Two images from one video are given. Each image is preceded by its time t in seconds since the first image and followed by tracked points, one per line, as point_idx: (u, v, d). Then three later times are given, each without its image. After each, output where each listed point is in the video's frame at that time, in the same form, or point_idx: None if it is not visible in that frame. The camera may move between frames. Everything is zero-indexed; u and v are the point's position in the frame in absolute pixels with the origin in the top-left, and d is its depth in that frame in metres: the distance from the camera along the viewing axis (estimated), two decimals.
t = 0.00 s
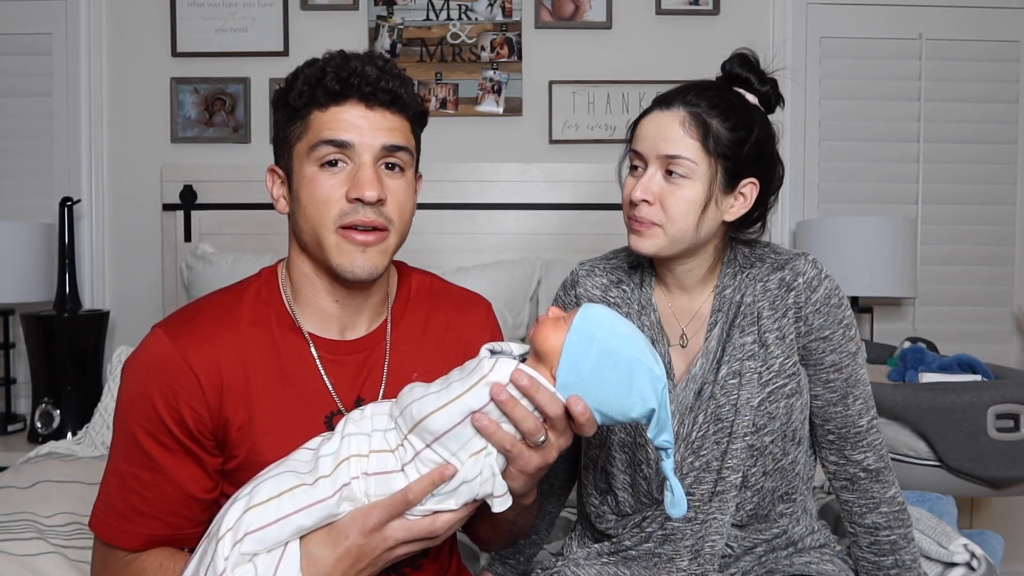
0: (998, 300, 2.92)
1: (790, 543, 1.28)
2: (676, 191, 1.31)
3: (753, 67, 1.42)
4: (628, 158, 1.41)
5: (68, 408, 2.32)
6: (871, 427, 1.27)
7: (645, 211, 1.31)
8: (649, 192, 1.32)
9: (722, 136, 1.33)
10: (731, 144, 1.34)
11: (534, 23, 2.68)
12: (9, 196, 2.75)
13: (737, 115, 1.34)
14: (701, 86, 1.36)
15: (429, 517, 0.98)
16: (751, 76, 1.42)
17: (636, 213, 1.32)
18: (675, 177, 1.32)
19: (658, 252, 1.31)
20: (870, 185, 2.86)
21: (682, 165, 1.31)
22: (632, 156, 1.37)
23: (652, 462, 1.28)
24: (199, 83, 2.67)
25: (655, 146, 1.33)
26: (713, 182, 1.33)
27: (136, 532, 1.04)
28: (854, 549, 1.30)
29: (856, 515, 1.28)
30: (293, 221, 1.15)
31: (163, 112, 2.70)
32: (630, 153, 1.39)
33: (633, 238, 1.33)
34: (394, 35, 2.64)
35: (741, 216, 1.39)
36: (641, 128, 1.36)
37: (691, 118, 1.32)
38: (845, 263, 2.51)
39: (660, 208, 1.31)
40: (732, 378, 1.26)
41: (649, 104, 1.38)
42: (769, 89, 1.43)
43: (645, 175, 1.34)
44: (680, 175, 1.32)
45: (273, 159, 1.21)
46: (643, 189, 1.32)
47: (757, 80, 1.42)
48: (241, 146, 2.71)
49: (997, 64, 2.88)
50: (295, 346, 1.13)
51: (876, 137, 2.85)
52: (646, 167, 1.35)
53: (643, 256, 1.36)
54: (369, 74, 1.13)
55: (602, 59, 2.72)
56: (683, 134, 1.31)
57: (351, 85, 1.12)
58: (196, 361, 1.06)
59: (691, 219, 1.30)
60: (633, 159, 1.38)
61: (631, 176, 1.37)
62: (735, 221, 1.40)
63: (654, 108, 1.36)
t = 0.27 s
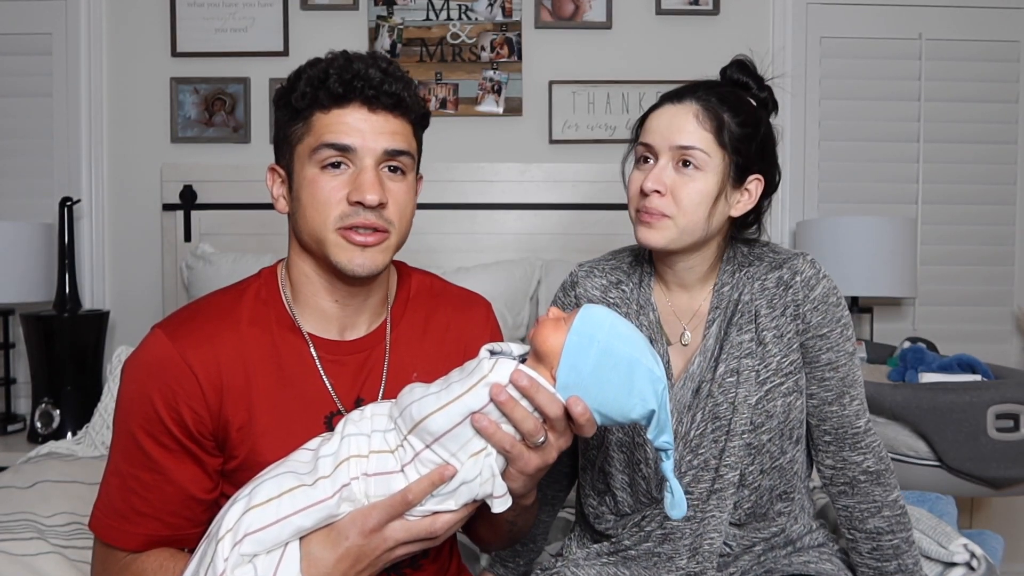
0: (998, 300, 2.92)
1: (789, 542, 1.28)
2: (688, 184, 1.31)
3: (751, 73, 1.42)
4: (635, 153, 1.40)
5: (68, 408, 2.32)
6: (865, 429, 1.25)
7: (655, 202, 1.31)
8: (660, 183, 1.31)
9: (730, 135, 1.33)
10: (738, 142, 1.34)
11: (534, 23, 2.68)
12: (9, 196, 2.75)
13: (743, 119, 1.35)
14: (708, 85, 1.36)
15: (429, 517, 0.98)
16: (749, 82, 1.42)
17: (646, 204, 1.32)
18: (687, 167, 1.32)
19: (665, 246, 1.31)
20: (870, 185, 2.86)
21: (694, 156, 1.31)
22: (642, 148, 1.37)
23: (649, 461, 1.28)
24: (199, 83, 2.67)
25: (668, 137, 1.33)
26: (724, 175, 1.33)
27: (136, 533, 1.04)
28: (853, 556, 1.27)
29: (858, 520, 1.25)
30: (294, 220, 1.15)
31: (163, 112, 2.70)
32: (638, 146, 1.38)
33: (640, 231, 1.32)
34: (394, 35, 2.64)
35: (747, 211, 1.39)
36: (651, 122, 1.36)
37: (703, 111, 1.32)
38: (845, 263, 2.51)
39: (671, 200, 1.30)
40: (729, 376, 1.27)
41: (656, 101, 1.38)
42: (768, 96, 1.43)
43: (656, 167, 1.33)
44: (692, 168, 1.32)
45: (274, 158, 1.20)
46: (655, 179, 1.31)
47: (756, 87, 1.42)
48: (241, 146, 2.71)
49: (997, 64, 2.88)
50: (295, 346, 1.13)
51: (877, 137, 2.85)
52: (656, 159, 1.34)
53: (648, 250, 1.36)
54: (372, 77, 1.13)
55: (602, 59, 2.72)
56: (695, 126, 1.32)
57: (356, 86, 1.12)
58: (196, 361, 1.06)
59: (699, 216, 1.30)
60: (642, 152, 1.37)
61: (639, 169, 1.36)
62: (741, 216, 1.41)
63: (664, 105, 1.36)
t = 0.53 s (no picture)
0: (998, 300, 2.92)
1: (788, 541, 1.28)
2: (699, 187, 1.30)
3: (744, 69, 1.42)
4: (637, 154, 1.39)
5: (68, 408, 2.33)
6: (870, 427, 1.25)
7: (666, 206, 1.30)
8: (671, 186, 1.30)
9: (735, 136, 1.33)
10: (742, 143, 1.34)
11: (534, 23, 2.68)
12: (9, 195, 2.75)
13: (748, 119, 1.34)
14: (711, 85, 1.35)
15: (429, 519, 0.98)
16: (742, 78, 1.42)
17: (656, 208, 1.31)
18: (698, 170, 1.32)
19: (674, 249, 1.31)
20: (870, 185, 2.86)
21: (704, 159, 1.31)
22: (647, 151, 1.35)
23: (648, 461, 1.28)
24: (199, 83, 2.67)
25: (677, 141, 1.31)
26: (733, 176, 1.33)
27: (136, 533, 1.04)
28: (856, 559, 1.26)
29: (860, 521, 1.24)
30: (296, 220, 1.15)
31: (163, 112, 2.70)
32: (641, 148, 1.37)
33: (650, 235, 1.32)
34: (394, 35, 2.64)
35: (749, 211, 1.40)
36: (655, 124, 1.35)
37: (713, 114, 1.32)
38: (845, 263, 2.51)
39: (682, 203, 1.30)
40: (728, 375, 1.27)
41: (658, 100, 1.37)
42: (761, 92, 1.43)
43: (666, 169, 1.32)
44: (702, 171, 1.32)
45: (276, 157, 1.20)
46: (665, 183, 1.30)
47: (750, 85, 1.42)
48: (241, 146, 2.71)
49: (997, 64, 2.88)
50: (295, 347, 1.13)
51: (877, 137, 2.85)
52: (665, 162, 1.33)
53: (653, 252, 1.35)
54: (377, 76, 1.13)
55: (602, 59, 2.72)
56: (704, 128, 1.31)
57: (362, 85, 1.12)
58: (196, 362, 1.06)
59: (706, 218, 1.31)
60: (647, 154, 1.36)
61: (644, 171, 1.35)
62: (745, 215, 1.42)
63: (667, 106, 1.35)
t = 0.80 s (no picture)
0: (998, 300, 2.92)
1: (788, 541, 1.28)
2: (711, 195, 1.31)
3: (741, 67, 1.42)
4: (642, 155, 1.38)
5: (68, 408, 2.32)
6: (871, 427, 1.25)
7: (678, 214, 1.30)
8: (684, 195, 1.29)
9: (744, 140, 1.33)
10: (749, 146, 1.34)
11: (534, 23, 2.68)
12: (9, 196, 2.75)
13: (757, 122, 1.35)
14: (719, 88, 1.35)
15: (430, 518, 0.98)
16: (740, 75, 1.42)
17: (668, 215, 1.30)
18: (709, 178, 1.32)
19: (684, 253, 1.31)
20: (870, 185, 2.86)
21: (716, 166, 1.31)
22: (654, 155, 1.34)
23: (648, 460, 1.28)
24: (199, 83, 2.67)
25: (690, 147, 1.31)
26: (742, 182, 1.34)
27: (136, 534, 1.04)
28: (856, 559, 1.26)
29: (861, 521, 1.24)
30: (302, 219, 1.14)
31: (163, 112, 2.70)
32: (648, 150, 1.35)
33: (660, 239, 1.32)
34: (394, 35, 2.64)
35: (752, 212, 1.41)
36: (664, 127, 1.33)
37: (725, 122, 1.32)
38: (845, 263, 2.51)
39: (695, 211, 1.30)
40: (728, 375, 1.27)
41: (669, 99, 1.36)
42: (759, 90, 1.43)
43: (677, 176, 1.31)
44: (714, 178, 1.32)
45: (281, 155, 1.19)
46: (679, 192, 1.29)
47: (745, 82, 1.42)
48: (241, 146, 2.71)
49: (997, 64, 2.88)
50: (295, 346, 1.13)
51: (877, 137, 2.85)
52: (674, 167, 1.32)
53: (659, 253, 1.35)
54: (389, 79, 1.13)
55: (602, 59, 2.72)
56: (713, 134, 1.31)
57: (375, 87, 1.12)
58: (197, 362, 1.06)
59: (717, 221, 1.31)
60: (656, 158, 1.34)
61: (653, 176, 1.34)
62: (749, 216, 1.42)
63: (677, 108, 1.34)
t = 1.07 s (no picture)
0: (998, 300, 2.92)
1: (788, 541, 1.28)
2: (725, 189, 1.31)
3: (739, 72, 1.43)
4: (649, 153, 1.37)
5: (68, 408, 2.32)
6: (870, 427, 1.25)
7: (693, 206, 1.30)
8: (700, 188, 1.29)
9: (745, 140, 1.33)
10: (750, 146, 1.34)
11: (534, 23, 2.68)
12: (9, 196, 2.75)
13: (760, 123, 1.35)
14: (718, 88, 1.35)
15: (431, 520, 0.98)
16: (737, 80, 1.42)
17: (682, 208, 1.30)
18: (723, 172, 1.32)
19: (698, 248, 1.30)
20: (870, 185, 2.86)
21: (730, 159, 1.32)
22: (667, 149, 1.33)
23: (646, 461, 1.28)
24: (199, 83, 2.67)
25: (704, 141, 1.31)
26: (750, 181, 1.35)
27: (138, 533, 1.04)
28: (856, 559, 1.27)
29: (860, 522, 1.24)
30: (307, 220, 1.14)
31: (163, 112, 2.70)
32: (658, 145, 1.35)
33: (672, 233, 1.30)
34: (394, 35, 2.64)
35: (754, 212, 1.42)
36: (678, 121, 1.33)
37: (739, 118, 1.33)
38: (845, 263, 2.51)
39: (710, 204, 1.30)
40: (728, 376, 1.26)
41: (673, 100, 1.37)
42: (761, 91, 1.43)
43: (693, 169, 1.31)
44: (727, 173, 1.32)
45: (282, 156, 1.19)
46: (694, 184, 1.29)
47: (743, 86, 1.42)
48: (241, 146, 2.71)
49: (997, 64, 2.88)
50: (297, 347, 1.13)
51: (877, 137, 2.85)
52: (687, 162, 1.32)
53: (667, 249, 1.34)
54: (392, 79, 1.13)
55: (602, 59, 2.72)
56: (727, 129, 1.32)
57: (380, 87, 1.12)
58: (200, 362, 1.05)
59: (729, 217, 1.31)
60: (669, 152, 1.34)
61: (664, 171, 1.34)
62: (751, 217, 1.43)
63: (682, 108, 1.34)
